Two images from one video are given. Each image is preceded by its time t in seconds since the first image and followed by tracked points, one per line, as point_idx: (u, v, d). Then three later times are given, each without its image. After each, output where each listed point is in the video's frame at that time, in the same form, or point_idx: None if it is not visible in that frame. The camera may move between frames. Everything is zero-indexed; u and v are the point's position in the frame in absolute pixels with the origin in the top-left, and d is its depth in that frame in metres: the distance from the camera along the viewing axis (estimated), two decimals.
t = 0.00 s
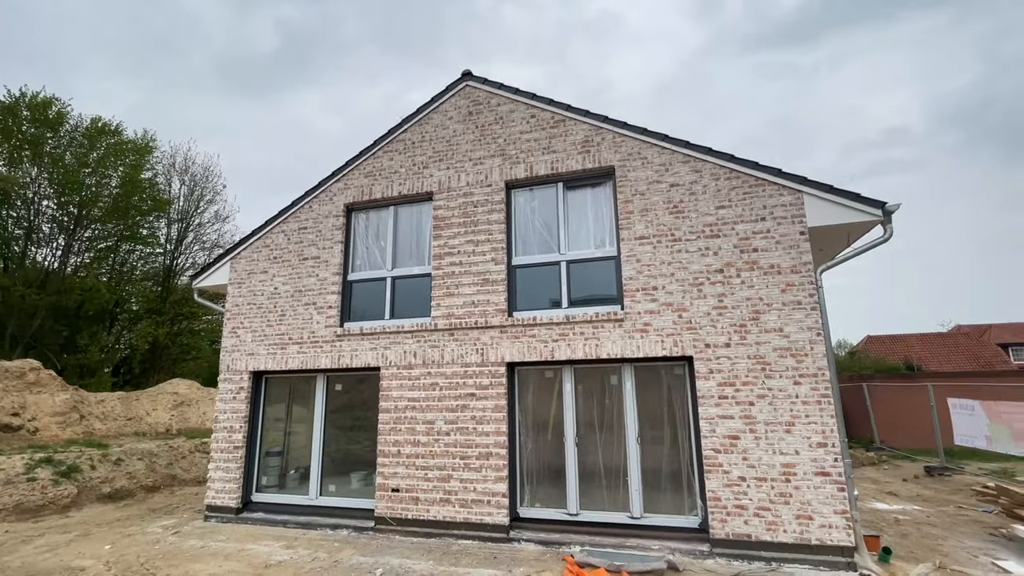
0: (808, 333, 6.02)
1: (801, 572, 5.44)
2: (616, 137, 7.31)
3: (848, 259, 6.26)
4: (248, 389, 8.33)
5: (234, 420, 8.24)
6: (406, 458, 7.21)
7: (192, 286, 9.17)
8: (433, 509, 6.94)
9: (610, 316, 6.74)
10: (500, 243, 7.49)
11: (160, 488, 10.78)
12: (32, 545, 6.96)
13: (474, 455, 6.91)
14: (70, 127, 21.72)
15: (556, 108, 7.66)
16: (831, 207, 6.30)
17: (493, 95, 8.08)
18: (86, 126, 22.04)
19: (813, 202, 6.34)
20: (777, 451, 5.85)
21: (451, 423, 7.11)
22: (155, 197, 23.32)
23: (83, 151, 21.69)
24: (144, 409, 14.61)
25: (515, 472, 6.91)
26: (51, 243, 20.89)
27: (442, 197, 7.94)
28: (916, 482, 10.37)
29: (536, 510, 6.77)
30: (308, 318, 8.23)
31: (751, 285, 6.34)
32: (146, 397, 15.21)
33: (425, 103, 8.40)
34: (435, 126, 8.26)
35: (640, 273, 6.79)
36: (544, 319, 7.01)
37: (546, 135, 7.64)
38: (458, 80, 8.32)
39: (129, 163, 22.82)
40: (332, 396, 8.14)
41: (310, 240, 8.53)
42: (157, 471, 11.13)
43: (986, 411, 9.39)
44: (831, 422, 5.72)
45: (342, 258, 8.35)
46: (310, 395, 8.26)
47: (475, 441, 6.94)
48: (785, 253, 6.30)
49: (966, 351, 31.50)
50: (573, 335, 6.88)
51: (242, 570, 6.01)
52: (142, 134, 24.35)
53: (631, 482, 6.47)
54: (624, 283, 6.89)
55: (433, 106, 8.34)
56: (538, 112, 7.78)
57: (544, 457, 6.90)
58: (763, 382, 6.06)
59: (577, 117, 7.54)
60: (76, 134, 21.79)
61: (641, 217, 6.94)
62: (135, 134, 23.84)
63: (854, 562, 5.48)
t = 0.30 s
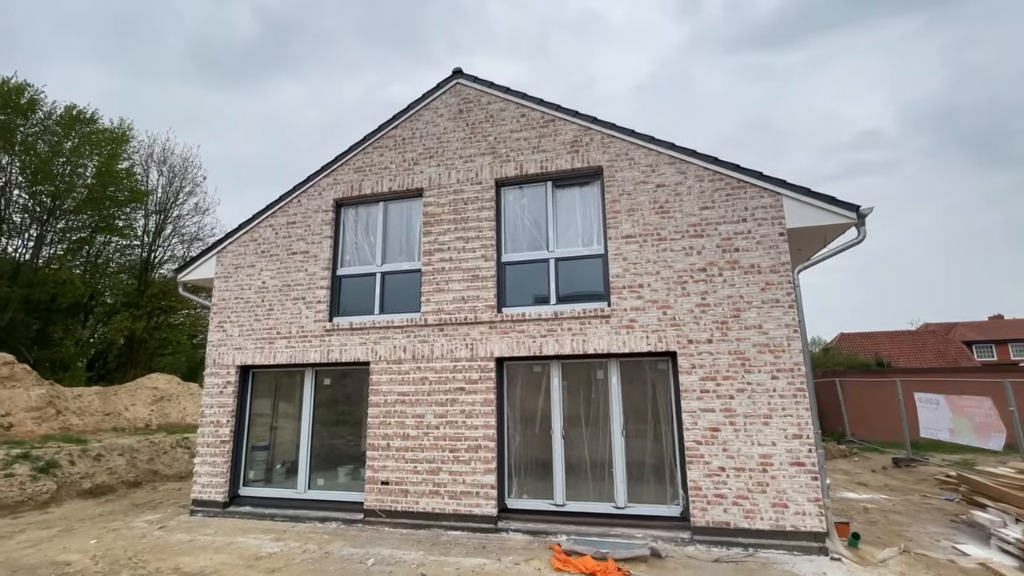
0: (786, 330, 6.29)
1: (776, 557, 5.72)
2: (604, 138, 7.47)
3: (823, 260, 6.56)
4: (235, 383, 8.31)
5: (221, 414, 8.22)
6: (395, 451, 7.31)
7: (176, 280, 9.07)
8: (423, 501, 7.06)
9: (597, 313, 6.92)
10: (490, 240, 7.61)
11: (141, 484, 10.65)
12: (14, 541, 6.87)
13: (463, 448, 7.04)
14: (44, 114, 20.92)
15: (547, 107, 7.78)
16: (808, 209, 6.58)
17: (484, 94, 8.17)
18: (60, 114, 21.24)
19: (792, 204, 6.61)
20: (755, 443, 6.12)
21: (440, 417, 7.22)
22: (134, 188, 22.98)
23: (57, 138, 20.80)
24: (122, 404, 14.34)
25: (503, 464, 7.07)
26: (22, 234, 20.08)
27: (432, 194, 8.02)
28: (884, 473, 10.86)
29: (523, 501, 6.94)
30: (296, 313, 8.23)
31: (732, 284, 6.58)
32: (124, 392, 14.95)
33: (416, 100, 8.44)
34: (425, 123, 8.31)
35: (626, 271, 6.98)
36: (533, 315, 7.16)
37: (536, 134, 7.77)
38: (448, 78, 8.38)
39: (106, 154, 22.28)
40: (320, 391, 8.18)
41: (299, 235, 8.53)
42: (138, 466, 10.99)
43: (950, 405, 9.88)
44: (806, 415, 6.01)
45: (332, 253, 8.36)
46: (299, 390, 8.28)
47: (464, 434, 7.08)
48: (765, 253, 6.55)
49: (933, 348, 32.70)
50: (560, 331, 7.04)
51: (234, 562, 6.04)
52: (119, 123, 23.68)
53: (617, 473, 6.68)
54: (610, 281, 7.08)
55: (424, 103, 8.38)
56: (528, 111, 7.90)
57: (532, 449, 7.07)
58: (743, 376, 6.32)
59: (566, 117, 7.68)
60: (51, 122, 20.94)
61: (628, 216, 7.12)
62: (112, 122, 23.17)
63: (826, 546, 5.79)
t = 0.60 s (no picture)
0: (772, 327, 6.49)
1: (760, 545, 5.95)
2: (597, 137, 7.57)
3: (808, 260, 6.77)
4: (227, 378, 8.28)
5: (213, 409, 8.20)
6: (390, 445, 7.38)
7: (165, 274, 8.98)
8: (417, 495, 7.16)
9: (589, 310, 7.05)
10: (484, 237, 7.69)
11: (128, 479, 10.56)
12: (3, 537, 6.81)
13: (457, 442, 7.14)
14: (22, 101, 20.37)
15: (541, 106, 7.85)
16: (794, 210, 6.78)
17: (478, 91, 8.21)
18: (39, 102, 20.70)
19: (779, 205, 6.79)
20: (742, 436, 6.33)
21: (434, 411, 7.31)
22: (116, 179, 22.43)
23: (35, 127, 20.27)
24: (106, 398, 14.14)
25: (496, 458, 7.19)
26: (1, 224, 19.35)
27: (426, 190, 8.06)
28: (862, 465, 11.23)
29: (516, 493, 7.08)
30: (289, 308, 8.23)
31: (721, 282, 6.76)
32: (108, 387, 14.74)
33: (410, 95, 8.45)
34: (420, 119, 8.33)
35: (618, 269, 7.12)
36: (526, 312, 7.26)
37: (530, 132, 7.84)
38: (443, 75, 8.41)
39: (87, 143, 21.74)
40: (313, 385, 8.20)
41: (292, 230, 8.51)
42: (125, 461, 10.89)
43: (926, 400, 10.26)
44: (790, 409, 6.23)
45: (325, 248, 8.36)
46: (292, 384, 8.29)
47: (458, 428, 7.18)
48: (753, 252, 6.74)
49: (909, 344, 33.58)
50: (553, 327, 7.16)
51: (230, 555, 6.07)
52: (100, 111, 23.12)
53: (607, 466, 6.85)
54: (603, 278, 7.21)
55: (418, 100, 8.40)
56: (522, 109, 7.96)
57: (525, 443, 7.20)
58: (730, 372, 6.51)
59: (560, 116, 7.77)
60: (27, 109, 20.37)
61: (621, 214, 7.25)
62: (93, 111, 22.61)
63: (807, 535, 6.03)
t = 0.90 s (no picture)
0: (767, 324, 6.64)
1: (754, 536, 6.12)
2: (598, 135, 7.63)
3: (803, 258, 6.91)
4: (225, 373, 8.27)
5: (211, 404, 8.19)
6: (390, 440, 7.44)
7: (161, 268, 8.90)
8: (417, 488, 7.23)
9: (589, 306, 7.14)
10: (484, 233, 7.73)
11: (123, 474, 10.51)
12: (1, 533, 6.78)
13: (457, 436, 7.22)
14: (6, 90, 19.89)
15: (541, 103, 7.88)
16: (790, 210, 6.90)
17: (478, 87, 8.21)
18: (23, 90, 20.25)
19: (775, 204, 6.91)
20: (737, 430, 6.48)
21: (435, 406, 7.38)
22: (103, 169, 21.99)
23: (18, 116, 19.86)
24: (97, 393, 14.01)
25: (496, 452, 7.28)
26: None
27: (426, 186, 8.07)
28: (849, 457, 11.52)
29: (515, 486, 7.19)
30: (288, 303, 8.22)
31: (718, 280, 6.88)
32: (99, 380, 14.60)
33: (409, 91, 8.43)
34: (419, 114, 8.32)
35: (617, 266, 7.21)
36: (526, 308, 7.34)
37: (530, 129, 7.88)
38: (442, 70, 8.40)
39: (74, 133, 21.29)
40: (313, 380, 8.21)
41: (290, 224, 8.47)
42: (119, 456, 10.83)
43: (911, 394, 10.54)
44: (785, 404, 6.39)
45: (324, 243, 8.35)
46: (290, 379, 8.30)
47: (458, 423, 7.25)
48: (750, 250, 6.86)
49: (893, 339, 34.22)
50: (553, 323, 7.24)
51: (233, 550, 6.10)
52: (86, 100, 22.65)
53: (606, 460, 6.98)
54: (602, 275, 7.30)
55: (418, 95, 8.38)
56: (523, 106, 7.99)
57: (524, 437, 7.31)
58: (727, 367, 6.65)
59: (560, 113, 7.80)
60: (10, 98, 19.89)
61: (620, 212, 7.33)
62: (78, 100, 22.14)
63: (800, 526, 6.21)
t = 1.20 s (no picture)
0: (771, 316, 6.76)
1: (758, 523, 6.27)
2: (605, 128, 7.67)
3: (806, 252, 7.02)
4: (231, 364, 8.28)
5: (217, 394, 8.20)
6: (398, 430, 7.50)
7: (165, 259, 8.86)
8: (426, 478, 7.32)
9: (596, 298, 7.22)
10: (491, 225, 7.77)
11: (126, 465, 10.51)
12: (10, 523, 6.79)
13: (465, 426, 7.30)
14: None
15: (548, 96, 7.90)
16: (795, 204, 7.00)
17: (485, 79, 8.21)
18: (15, 78, 20.01)
19: (780, 198, 7.01)
20: (741, 420, 6.61)
21: (443, 396, 7.45)
22: (97, 159, 21.67)
23: (10, 104, 19.61)
24: (96, 384, 13.96)
25: (503, 442, 7.37)
26: None
27: (433, 178, 8.09)
28: (844, 447, 11.75)
29: (522, 476, 7.29)
30: (294, 294, 8.22)
31: (724, 272, 6.97)
32: (97, 372, 14.53)
33: (416, 82, 8.41)
34: (426, 106, 8.31)
35: (624, 259, 7.28)
36: (534, 300, 7.40)
37: (537, 122, 7.90)
38: (449, 62, 8.38)
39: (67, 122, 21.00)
40: (319, 370, 8.25)
41: (295, 215, 8.46)
42: (121, 447, 10.82)
43: (906, 385, 10.75)
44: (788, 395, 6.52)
45: (330, 235, 8.35)
46: (296, 370, 8.32)
47: (466, 413, 7.33)
48: (755, 244, 6.96)
49: (883, 333, 34.70)
50: (560, 315, 7.32)
51: (246, 538, 6.16)
52: (78, 89, 22.31)
53: (612, 449, 7.10)
54: (609, 267, 7.37)
55: (424, 86, 8.37)
56: (530, 99, 8.00)
57: (532, 428, 7.40)
58: (732, 358, 6.77)
59: (567, 106, 7.83)
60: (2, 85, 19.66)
61: (627, 205, 7.39)
62: (71, 88, 21.81)
63: (802, 512, 6.37)
